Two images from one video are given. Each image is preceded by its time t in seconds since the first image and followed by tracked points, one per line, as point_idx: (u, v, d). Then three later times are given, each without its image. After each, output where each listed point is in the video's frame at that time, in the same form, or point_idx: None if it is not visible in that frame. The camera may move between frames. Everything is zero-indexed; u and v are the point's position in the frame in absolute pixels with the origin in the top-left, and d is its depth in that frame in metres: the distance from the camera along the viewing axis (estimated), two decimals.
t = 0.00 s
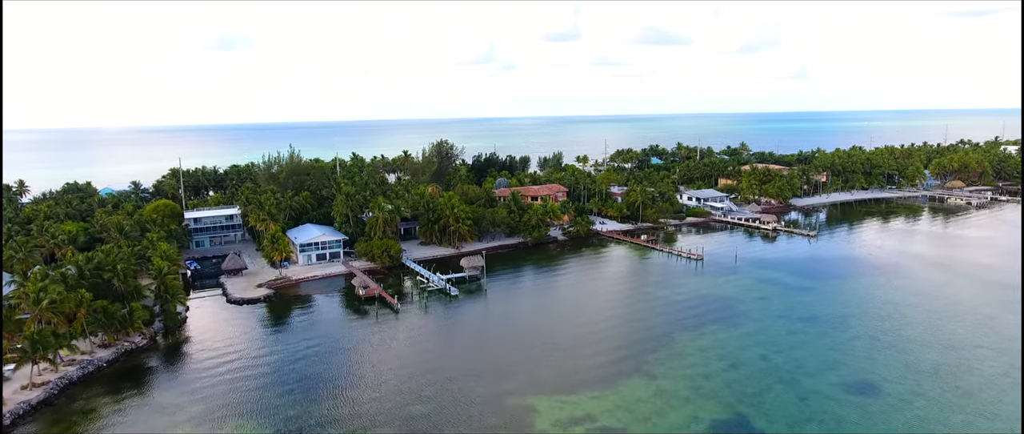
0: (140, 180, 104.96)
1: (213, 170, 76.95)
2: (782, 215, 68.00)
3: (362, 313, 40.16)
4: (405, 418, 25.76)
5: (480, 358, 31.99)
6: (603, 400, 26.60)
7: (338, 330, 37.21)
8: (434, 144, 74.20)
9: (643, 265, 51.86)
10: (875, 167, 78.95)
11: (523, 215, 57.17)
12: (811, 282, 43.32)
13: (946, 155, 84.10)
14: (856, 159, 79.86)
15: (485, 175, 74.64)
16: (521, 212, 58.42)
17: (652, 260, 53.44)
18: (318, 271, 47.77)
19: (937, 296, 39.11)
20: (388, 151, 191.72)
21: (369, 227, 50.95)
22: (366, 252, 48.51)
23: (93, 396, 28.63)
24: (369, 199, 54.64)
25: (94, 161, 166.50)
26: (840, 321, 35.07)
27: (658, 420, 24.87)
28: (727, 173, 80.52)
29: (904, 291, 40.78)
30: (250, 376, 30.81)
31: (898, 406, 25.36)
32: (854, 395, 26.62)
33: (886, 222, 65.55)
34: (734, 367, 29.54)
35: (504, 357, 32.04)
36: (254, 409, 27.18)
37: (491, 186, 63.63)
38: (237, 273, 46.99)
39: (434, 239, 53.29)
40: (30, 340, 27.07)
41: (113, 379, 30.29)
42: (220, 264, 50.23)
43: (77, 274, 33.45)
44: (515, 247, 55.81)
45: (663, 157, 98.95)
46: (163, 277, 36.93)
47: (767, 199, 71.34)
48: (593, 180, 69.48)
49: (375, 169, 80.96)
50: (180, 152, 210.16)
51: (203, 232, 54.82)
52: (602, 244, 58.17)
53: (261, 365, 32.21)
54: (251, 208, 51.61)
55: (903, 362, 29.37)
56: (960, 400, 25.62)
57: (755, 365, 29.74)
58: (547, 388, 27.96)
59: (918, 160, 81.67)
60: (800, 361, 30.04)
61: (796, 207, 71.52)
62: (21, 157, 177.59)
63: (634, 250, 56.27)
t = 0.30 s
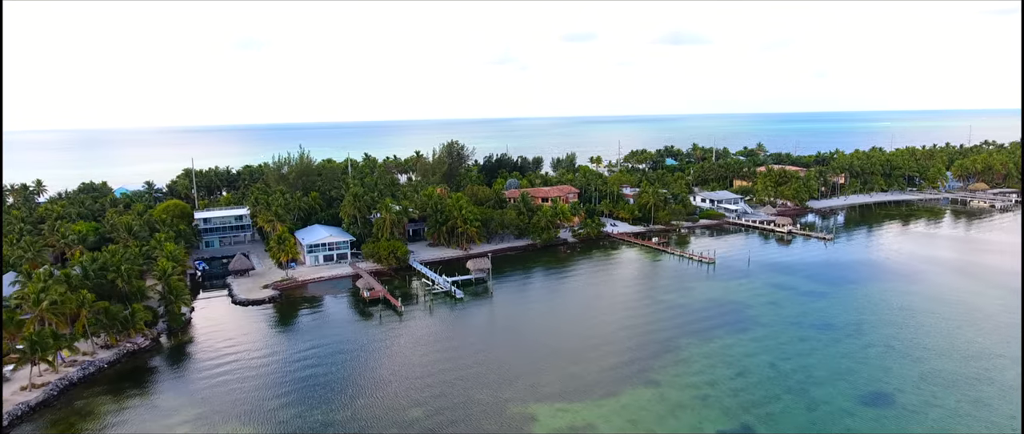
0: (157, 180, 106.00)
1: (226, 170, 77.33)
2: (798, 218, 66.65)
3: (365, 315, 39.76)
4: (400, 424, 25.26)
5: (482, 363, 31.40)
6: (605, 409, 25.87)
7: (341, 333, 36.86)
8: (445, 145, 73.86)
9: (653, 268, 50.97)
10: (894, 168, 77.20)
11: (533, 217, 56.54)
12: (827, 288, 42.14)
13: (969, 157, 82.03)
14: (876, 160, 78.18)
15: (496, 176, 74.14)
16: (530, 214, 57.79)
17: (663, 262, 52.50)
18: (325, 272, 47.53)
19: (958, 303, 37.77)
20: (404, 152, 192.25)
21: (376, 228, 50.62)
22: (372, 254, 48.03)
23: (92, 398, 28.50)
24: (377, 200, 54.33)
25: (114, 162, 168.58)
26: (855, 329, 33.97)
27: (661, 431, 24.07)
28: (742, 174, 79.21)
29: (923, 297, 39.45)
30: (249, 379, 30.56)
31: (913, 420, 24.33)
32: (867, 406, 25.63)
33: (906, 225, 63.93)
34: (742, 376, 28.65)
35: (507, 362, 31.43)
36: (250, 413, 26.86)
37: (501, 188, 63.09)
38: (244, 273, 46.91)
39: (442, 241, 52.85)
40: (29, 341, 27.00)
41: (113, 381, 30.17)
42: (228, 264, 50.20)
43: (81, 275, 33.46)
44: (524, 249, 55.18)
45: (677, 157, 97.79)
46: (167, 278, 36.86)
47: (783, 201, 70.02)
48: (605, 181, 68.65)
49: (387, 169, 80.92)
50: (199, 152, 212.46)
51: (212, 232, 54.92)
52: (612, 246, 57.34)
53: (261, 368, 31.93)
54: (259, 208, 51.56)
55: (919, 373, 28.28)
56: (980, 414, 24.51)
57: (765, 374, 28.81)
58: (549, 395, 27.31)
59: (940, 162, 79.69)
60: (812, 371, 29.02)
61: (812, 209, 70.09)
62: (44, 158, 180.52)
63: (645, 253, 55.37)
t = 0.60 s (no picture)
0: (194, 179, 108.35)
1: (257, 169, 78.45)
2: (835, 222, 64.49)
3: (386, 316, 39.60)
4: (411, 431, 24.84)
5: (498, 368, 30.84)
6: (623, 419, 25.07)
7: (360, 334, 36.69)
8: (472, 146, 73.68)
9: (680, 272, 49.80)
10: (938, 171, 74.16)
11: (558, 219, 55.84)
12: (863, 296, 40.46)
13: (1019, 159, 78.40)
14: (918, 162, 75.23)
15: (523, 176, 73.63)
16: (556, 215, 57.08)
17: (691, 266, 51.27)
18: (348, 272, 47.59)
19: (1004, 315, 35.80)
20: (435, 152, 193.15)
21: (400, 229, 50.56)
22: (395, 254, 47.80)
23: (113, 395, 28.81)
24: (402, 200, 54.29)
25: (156, 162, 173.32)
26: (891, 340, 32.43)
27: None
28: (776, 176, 77.09)
29: (967, 307, 37.50)
30: (265, 379, 30.57)
31: None
32: (901, 424, 24.31)
33: (949, 231, 61.26)
34: (768, 388, 27.50)
35: (524, 368, 30.81)
36: (263, 414, 26.83)
37: (527, 189, 62.55)
38: (270, 273, 47.32)
39: (466, 242, 52.54)
40: (53, 338, 27.43)
41: (134, 378, 30.48)
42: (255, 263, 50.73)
43: (107, 273, 34.03)
44: (549, 251, 54.53)
45: (710, 159, 95.83)
46: (191, 277, 37.27)
47: (819, 204, 67.85)
48: (633, 182, 67.51)
49: (416, 169, 81.28)
50: (236, 152, 216.96)
51: (240, 231, 55.60)
52: (639, 249, 56.24)
53: (277, 368, 31.93)
54: (285, 208, 51.96)
55: (959, 389, 26.74)
56: None
57: (792, 386, 27.61)
58: (565, 403, 26.61)
59: (987, 165, 76.28)
60: (843, 384, 27.70)
61: (850, 213, 67.75)
62: (90, 158, 186.43)
63: (672, 256, 54.14)
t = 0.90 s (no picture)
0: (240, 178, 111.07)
1: (299, 169, 79.79)
2: (886, 228, 61.61)
3: (415, 317, 39.45)
4: None
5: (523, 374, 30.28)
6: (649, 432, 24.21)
7: (388, 335, 36.64)
8: (510, 146, 73.41)
9: (719, 278, 48.25)
10: (1001, 175, 70.09)
11: (594, 221, 54.89)
12: (913, 307, 38.35)
13: None
14: (979, 166, 71.26)
15: (561, 178, 72.87)
16: (592, 218, 56.14)
17: (731, 272, 49.63)
18: (381, 272, 47.72)
19: None
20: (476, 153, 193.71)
21: (434, 229, 50.45)
22: (428, 255, 47.73)
23: (145, 389, 29.32)
24: (437, 201, 54.20)
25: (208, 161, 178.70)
26: (942, 355, 30.56)
27: None
28: (824, 179, 74.23)
29: None
30: (291, 379, 30.71)
31: None
32: None
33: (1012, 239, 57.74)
34: (806, 403, 26.18)
35: (550, 374, 30.15)
36: (286, 415, 26.87)
37: (563, 190, 61.76)
38: (305, 271, 47.83)
39: (500, 244, 52.11)
40: (88, 332, 28.08)
41: (167, 373, 30.99)
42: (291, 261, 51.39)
43: (145, 269, 34.76)
44: (584, 254, 53.62)
45: (755, 161, 93.10)
46: (226, 274, 37.87)
47: (869, 209, 64.97)
48: (673, 185, 65.96)
49: (456, 170, 81.97)
50: (284, 151, 222.13)
51: (279, 229, 56.52)
52: (677, 253, 54.81)
53: (304, 368, 32.04)
54: (321, 207, 52.54)
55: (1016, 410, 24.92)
56: None
57: (831, 402, 26.23)
58: (589, 413, 25.88)
59: None
60: (887, 401, 26.16)
61: (903, 218, 64.63)
62: (147, 157, 193.49)
63: (712, 261, 52.55)
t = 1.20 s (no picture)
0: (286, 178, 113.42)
1: (340, 168, 80.86)
2: (942, 235, 58.52)
3: (444, 319, 39.20)
4: None
5: (548, 380, 29.68)
6: None
7: (416, 336, 36.48)
8: (548, 147, 72.72)
9: (760, 284, 46.55)
10: None
11: (631, 224, 53.76)
12: (969, 319, 36.10)
13: None
14: None
15: (600, 180, 71.83)
16: (629, 220, 55.00)
17: (773, 278, 47.84)
18: (414, 273, 47.72)
19: None
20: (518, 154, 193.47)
21: (468, 230, 50.20)
22: (462, 256, 47.52)
23: (176, 384, 29.80)
24: (472, 201, 53.97)
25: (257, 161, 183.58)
26: (999, 372, 28.59)
27: None
28: (876, 183, 71.11)
29: None
30: (317, 378, 30.84)
31: None
32: None
33: None
34: (847, 420, 24.79)
35: (577, 382, 29.45)
36: (309, 415, 26.96)
37: (600, 193, 60.77)
38: (340, 270, 48.24)
39: (535, 246, 51.53)
40: (122, 327, 28.68)
41: (198, 369, 31.46)
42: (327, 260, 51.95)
43: (182, 266, 35.47)
44: (620, 257, 52.56)
45: (804, 163, 90.00)
46: (261, 272, 38.36)
47: (924, 214, 61.86)
48: (715, 187, 64.20)
49: (494, 171, 81.58)
50: (331, 152, 226.59)
51: (317, 228, 57.27)
52: (717, 258, 53.22)
53: (331, 367, 32.17)
54: (357, 207, 52.95)
55: None
56: None
57: (874, 419, 24.81)
58: (614, 424, 25.13)
59: None
60: (936, 421, 24.57)
61: (961, 225, 61.30)
62: (200, 156, 200.16)
63: (753, 267, 50.77)
